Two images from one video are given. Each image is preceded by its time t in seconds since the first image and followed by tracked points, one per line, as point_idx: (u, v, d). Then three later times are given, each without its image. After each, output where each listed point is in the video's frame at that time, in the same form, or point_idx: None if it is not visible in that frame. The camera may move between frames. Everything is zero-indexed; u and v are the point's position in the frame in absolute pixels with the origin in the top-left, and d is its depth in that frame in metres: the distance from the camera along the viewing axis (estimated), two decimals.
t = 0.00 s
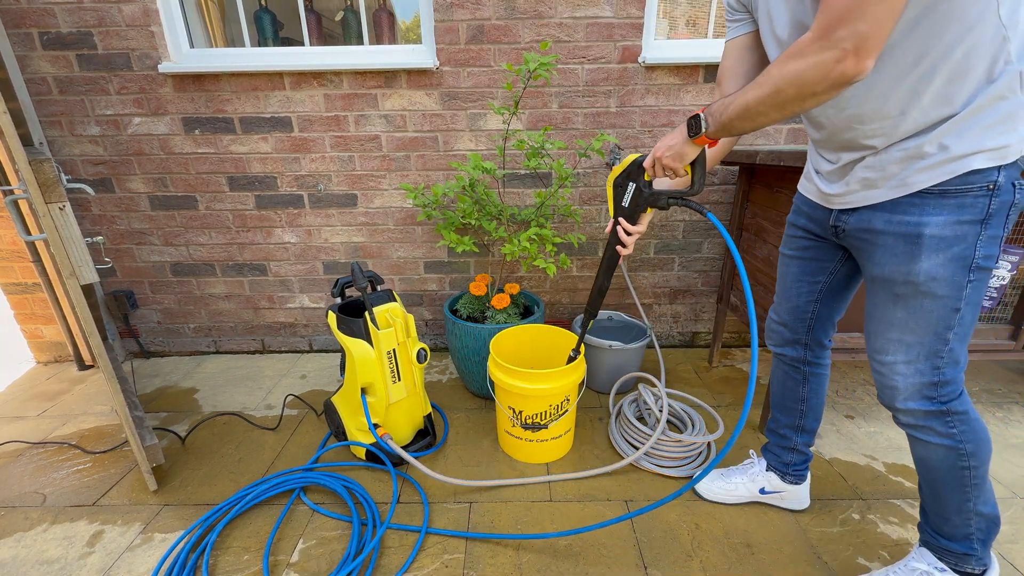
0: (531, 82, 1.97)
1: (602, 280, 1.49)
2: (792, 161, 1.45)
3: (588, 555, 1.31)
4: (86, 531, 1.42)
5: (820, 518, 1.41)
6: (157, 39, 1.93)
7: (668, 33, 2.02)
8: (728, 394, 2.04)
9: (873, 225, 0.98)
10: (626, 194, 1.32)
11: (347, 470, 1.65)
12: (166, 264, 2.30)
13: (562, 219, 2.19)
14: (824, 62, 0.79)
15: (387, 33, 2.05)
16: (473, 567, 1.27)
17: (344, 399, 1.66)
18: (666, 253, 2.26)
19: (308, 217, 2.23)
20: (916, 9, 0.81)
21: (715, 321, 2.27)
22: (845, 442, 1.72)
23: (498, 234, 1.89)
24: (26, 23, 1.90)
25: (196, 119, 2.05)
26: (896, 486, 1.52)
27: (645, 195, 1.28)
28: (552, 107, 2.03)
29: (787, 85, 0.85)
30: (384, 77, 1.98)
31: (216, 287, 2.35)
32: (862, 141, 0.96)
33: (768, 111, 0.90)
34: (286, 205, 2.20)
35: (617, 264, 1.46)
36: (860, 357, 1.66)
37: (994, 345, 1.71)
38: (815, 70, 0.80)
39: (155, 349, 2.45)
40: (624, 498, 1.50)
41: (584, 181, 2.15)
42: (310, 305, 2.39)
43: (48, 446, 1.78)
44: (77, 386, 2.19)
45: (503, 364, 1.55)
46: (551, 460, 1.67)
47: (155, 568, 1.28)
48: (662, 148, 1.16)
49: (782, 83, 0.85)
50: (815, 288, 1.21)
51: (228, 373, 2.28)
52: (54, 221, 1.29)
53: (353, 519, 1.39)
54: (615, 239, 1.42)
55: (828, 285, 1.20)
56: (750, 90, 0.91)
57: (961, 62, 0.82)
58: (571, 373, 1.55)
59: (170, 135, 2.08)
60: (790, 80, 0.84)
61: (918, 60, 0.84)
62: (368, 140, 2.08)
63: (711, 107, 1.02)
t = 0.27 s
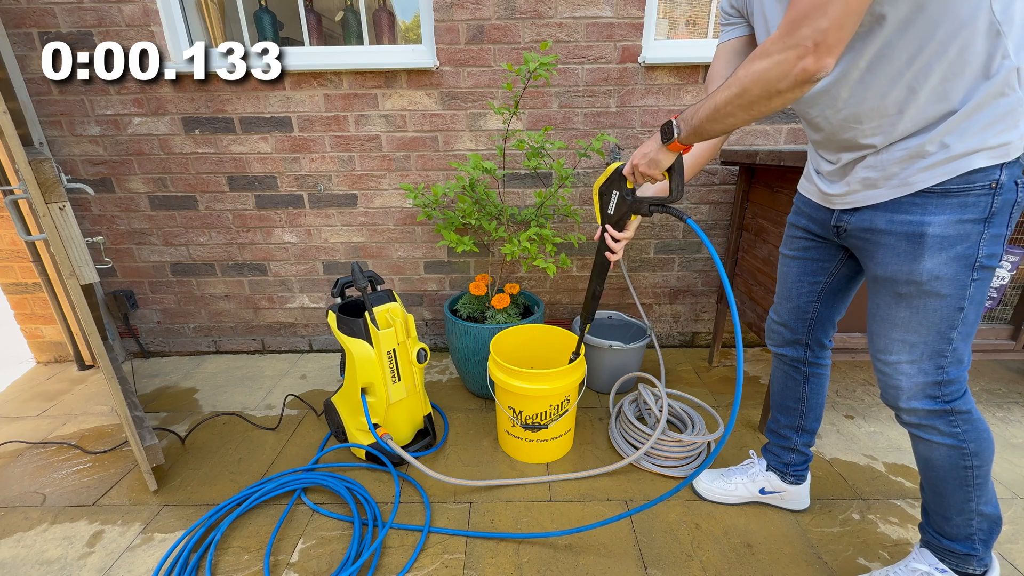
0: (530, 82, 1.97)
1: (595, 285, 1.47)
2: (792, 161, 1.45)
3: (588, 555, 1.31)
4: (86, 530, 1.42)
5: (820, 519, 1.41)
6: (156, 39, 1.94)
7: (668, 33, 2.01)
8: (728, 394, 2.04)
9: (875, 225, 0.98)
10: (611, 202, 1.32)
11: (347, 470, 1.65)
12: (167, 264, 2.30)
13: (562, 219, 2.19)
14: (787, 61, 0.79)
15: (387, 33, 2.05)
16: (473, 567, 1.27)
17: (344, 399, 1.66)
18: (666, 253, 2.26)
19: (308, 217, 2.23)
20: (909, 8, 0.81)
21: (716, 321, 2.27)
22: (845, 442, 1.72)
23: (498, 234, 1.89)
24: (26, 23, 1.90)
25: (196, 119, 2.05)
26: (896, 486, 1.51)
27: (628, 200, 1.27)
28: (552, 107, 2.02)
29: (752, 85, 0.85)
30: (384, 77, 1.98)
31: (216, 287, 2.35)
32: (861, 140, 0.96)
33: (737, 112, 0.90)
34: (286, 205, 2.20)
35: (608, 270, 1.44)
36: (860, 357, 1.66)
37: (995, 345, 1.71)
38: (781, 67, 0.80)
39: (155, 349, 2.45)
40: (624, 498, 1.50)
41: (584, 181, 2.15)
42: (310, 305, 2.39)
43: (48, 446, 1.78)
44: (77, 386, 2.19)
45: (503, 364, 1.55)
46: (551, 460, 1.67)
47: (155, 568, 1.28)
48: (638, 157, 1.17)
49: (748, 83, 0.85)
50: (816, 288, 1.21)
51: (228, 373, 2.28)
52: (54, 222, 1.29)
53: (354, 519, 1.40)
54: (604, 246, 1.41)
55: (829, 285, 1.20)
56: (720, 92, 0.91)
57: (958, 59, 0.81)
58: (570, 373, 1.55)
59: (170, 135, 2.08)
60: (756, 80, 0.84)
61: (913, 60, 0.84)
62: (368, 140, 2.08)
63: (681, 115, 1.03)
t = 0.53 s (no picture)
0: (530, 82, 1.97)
1: (597, 285, 1.47)
2: (792, 161, 1.45)
3: (588, 555, 1.31)
4: (86, 531, 1.42)
5: (820, 518, 1.41)
6: (156, 39, 1.94)
7: (669, 33, 2.01)
8: (728, 394, 2.04)
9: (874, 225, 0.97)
10: (615, 205, 1.32)
11: (347, 470, 1.65)
12: (167, 264, 2.30)
13: (562, 219, 2.19)
14: (796, 63, 0.79)
15: (387, 33, 2.05)
16: (473, 567, 1.27)
17: (344, 399, 1.66)
18: (666, 253, 2.26)
19: (308, 217, 2.23)
20: (910, 7, 0.81)
21: (715, 321, 2.27)
22: (845, 442, 1.72)
23: (498, 234, 1.89)
24: (26, 23, 1.90)
25: (196, 119, 2.05)
26: (896, 486, 1.51)
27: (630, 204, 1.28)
28: (552, 107, 2.02)
29: (761, 87, 0.85)
30: (384, 77, 1.98)
31: (216, 287, 2.35)
32: (860, 140, 0.96)
33: (745, 114, 0.90)
34: (286, 205, 2.20)
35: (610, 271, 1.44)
36: (860, 357, 1.65)
37: (995, 345, 1.71)
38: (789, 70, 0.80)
39: (155, 349, 2.45)
40: (624, 498, 1.50)
41: (584, 181, 2.15)
42: (310, 305, 2.39)
43: (48, 446, 1.78)
44: (77, 386, 2.19)
45: (503, 364, 1.55)
46: (551, 460, 1.67)
47: (156, 568, 1.28)
48: (644, 161, 1.17)
49: (756, 85, 0.85)
50: (816, 289, 1.21)
51: (228, 373, 2.28)
52: (54, 221, 1.29)
53: (353, 519, 1.41)
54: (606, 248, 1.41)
55: (828, 285, 1.20)
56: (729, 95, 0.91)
57: (957, 59, 0.81)
58: (570, 373, 1.55)
59: (170, 135, 2.08)
60: (764, 82, 0.84)
61: (913, 59, 0.84)
62: (368, 140, 2.08)
63: (688, 119, 1.03)
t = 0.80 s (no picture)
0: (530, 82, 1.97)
1: (594, 282, 1.47)
2: (792, 161, 1.45)
3: (588, 555, 1.31)
4: (86, 531, 1.42)
5: (820, 518, 1.41)
6: (156, 39, 1.94)
7: (668, 33, 2.01)
8: (728, 394, 2.04)
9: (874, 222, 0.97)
10: (614, 201, 1.32)
11: (347, 470, 1.65)
12: (167, 264, 2.30)
13: (562, 219, 2.19)
14: (798, 61, 0.79)
15: (387, 33, 2.04)
16: (473, 567, 1.27)
17: (344, 400, 1.66)
18: (666, 253, 2.26)
19: (308, 217, 2.23)
20: (917, 7, 0.81)
21: (715, 321, 2.27)
22: (845, 442, 1.72)
23: (498, 234, 1.89)
24: (26, 23, 1.90)
25: (196, 119, 2.05)
26: (897, 486, 1.51)
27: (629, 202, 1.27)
28: (552, 107, 2.02)
29: (762, 85, 0.85)
30: (384, 77, 1.98)
31: (216, 287, 2.35)
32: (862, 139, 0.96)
33: (746, 112, 0.90)
34: (286, 205, 2.20)
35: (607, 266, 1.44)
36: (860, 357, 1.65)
37: (995, 345, 1.71)
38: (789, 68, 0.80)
39: (155, 349, 2.45)
40: (624, 498, 1.50)
41: (584, 181, 2.15)
42: (310, 305, 2.39)
43: (48, 446, 1.78)
44: (77, 386, 2.19)
45: (503, 364, 1.55)
46: (551, 460, 1.67)
47: (156, 568, 1.28)
48: (642, 157, 1.17)
49: (758, 83, 0.85)
50: (818, 289, 1.21)
51: (228, 373, 2.28)
52: (54, 221, 1.29)
53: (353, 519, 1.41)
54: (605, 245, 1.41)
55: (830, 286, 1.20)
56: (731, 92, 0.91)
57: (962, 60, 0.81)
58: (570, 373, 1.55)
59: (170, 135, 2.08)
60: (766, 79, 0.84)
61: (918, 59, 0.84)
62: (368, 140, 2.08)
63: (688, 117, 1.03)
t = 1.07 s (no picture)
0: (530, 82, 1.97)
1: (599, 280, 1.47)
2: (792, 161, 1.45)
3: (588, 555, 1.31)
4: (86, 530, 1.42)
5: (820, 518, 1.41)
6: (157, 39, 1.94)
7: (669, 33, 2.01)
8: (729, 394, 2.04)
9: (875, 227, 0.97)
10: (625, 196, 1.32)
11: (347, 470, 1.65)
12: (166, 264, 2.30)
13: (562, 219, 2.19)
14: (818, 71, 0.79)
15: (387, 33, 2.05)
16: (473, 567, 1.27)
17: (344, 400, 1.66)
18: (666, 253, 2.26)
19: (308, 217, 2.23)
20: (938, 10, 0.80)
21: (716, 321, 2.27)
22: (846, 442, 1.72)
23: (498, 234, 1.89)
24: (26, 23, 1.90)
25: (196, 119, 2.06)
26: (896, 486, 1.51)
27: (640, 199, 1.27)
28: (552, 107, 2.02)
29: (779, 93, 0.85)
30: (384, 77, 1.98)
31: (216, 287, 2.35)
32: (873, 141, 0.95)
33: (761, 118, 0.90)
34: (285, 205, 2.20)
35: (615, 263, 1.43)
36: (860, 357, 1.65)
37: (995, 345, 1.71)
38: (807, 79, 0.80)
39: (155, 349, 2.45)
40: (624, 498, 1.50)
41: (584, 181, 2.15)
42: (310, 305, 2.39)
43: (48, 446, 1.78)
44: (77, 386, 2.19)
45: (502, 364, 1.55)
46: (551, 460, 1.67)
47: (156, 568, 1.28)
48: (656, 152, 1.16)
49: (775, 91, 0.85)
50: (830, 294, 1.20)
51: (228, 373, 2.28)
52: (54, 221, 1.29)
53: (353, 519, 1.41)
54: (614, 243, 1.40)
55: (843, 291, 1.19)
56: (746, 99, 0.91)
57: (980, 67, 0.81)
58: (569, 373, 1.55)
59: (170, 135, 2.08)
60: (783, 88, 0.84)
61: (935, 64, 0.83)
62: (368, 140, 2.08)
63: (704, 115, 1.02)
